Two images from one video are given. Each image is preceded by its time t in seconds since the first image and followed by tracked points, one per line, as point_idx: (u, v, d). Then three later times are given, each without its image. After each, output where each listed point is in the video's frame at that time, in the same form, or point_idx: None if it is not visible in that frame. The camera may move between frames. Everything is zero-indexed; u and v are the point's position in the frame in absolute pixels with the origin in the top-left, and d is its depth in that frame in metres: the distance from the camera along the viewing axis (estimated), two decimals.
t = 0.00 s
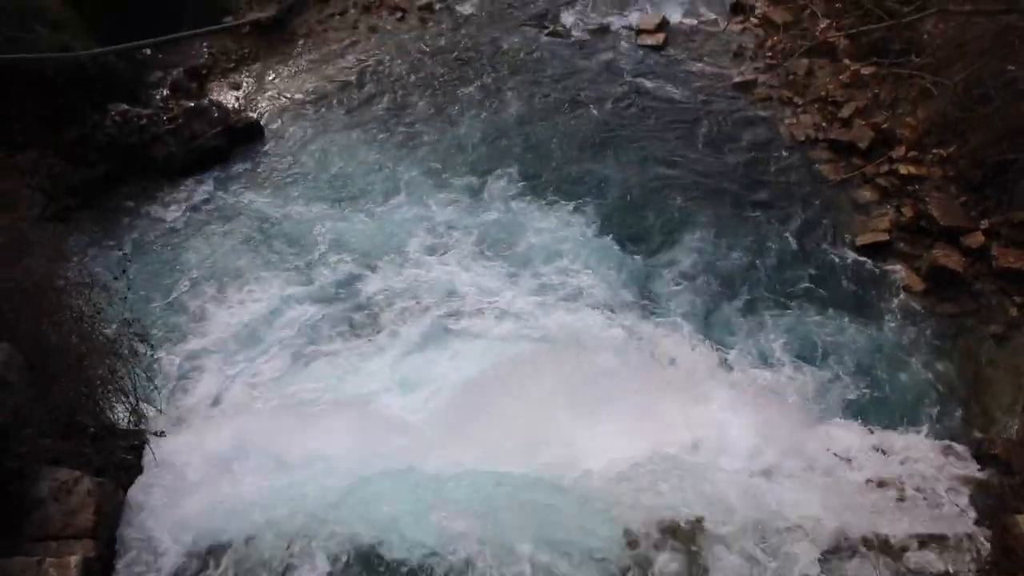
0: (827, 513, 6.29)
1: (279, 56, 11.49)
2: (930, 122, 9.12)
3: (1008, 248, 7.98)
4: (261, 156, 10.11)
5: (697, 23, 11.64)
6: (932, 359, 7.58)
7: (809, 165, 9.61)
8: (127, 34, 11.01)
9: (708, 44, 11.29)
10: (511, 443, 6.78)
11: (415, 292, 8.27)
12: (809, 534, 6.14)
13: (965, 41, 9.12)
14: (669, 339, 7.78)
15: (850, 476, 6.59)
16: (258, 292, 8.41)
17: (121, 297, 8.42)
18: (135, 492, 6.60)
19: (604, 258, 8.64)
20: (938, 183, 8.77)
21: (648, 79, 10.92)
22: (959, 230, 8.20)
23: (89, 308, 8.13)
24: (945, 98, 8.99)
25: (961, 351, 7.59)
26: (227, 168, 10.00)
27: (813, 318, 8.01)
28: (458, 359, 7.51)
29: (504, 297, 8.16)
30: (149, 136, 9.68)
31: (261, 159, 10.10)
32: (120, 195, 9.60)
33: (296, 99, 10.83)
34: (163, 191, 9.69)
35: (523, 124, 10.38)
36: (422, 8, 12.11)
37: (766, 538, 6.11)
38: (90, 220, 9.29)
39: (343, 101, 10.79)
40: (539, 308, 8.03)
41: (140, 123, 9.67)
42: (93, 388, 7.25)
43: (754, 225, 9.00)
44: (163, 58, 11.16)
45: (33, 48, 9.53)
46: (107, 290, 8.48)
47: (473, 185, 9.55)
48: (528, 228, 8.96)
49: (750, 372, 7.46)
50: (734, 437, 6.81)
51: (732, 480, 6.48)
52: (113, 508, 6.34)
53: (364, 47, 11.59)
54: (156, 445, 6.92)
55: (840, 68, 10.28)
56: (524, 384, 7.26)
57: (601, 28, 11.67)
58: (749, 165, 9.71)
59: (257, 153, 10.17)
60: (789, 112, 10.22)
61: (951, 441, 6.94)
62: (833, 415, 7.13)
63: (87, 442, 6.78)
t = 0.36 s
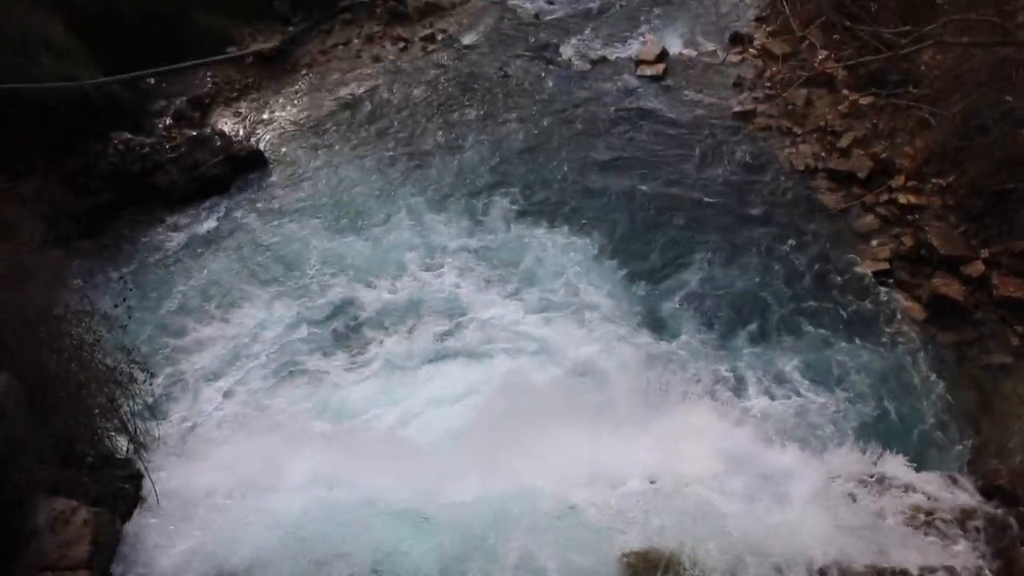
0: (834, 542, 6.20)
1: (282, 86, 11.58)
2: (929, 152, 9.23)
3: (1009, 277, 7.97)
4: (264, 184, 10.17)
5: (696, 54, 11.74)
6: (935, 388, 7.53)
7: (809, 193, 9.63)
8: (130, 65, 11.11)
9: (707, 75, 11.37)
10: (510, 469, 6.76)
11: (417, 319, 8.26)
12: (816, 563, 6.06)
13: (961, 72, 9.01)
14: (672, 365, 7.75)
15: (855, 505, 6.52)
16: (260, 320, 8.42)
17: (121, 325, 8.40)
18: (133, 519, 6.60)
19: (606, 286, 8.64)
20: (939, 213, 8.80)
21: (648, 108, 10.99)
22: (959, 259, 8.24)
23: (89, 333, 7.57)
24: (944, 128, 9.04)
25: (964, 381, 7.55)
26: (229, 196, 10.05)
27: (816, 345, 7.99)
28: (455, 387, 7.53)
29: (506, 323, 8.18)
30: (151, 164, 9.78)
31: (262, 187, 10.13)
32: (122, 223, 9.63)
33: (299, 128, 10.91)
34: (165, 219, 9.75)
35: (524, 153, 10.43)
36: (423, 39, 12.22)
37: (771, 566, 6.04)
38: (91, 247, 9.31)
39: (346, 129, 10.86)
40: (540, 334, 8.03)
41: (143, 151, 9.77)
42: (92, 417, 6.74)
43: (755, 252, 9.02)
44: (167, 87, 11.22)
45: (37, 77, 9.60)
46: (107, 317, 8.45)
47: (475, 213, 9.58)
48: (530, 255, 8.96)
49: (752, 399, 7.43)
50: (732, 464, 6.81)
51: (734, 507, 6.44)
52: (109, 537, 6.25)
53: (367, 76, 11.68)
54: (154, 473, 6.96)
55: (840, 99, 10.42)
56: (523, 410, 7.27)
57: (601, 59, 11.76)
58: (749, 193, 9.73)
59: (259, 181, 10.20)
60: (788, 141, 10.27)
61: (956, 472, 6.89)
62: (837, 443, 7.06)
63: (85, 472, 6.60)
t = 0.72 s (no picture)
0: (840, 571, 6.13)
1: (284, 113, 11.66)
2: (928, 180, 9.16)
3: (1010, 306, 7.92)
4: (265, 210, 10.19)
5: (695, 83, 11.82)
6: (938, 417, 7.49)
7: (809, 222, 9.65)
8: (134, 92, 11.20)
9: (707, 104, 11.44)
10: (515, 496, 6.72)
11: (416, 345, 8.23)
12: None
13: (958, 101, 9.15)
14: (673, 391, 7.72)
15: (860, 535, 6.45)
16: (260, 345, 8.38)
17: (121, 353, 8.37)
18: (130, 545, 6.47)
19: (607, 311, 8.62)
20: (938, 240, 8.79)
21: (648, 136, 11.04)
22: (959, 286, 8.23)
23: (89, 360, 7.57)
24: (942, 157, 9.04)
25: (967, 409, 7.51)
26: (231, 223, 10.06)
27: (817, 372, 7.97)
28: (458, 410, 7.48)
29: (510, 346, 8.15)
30: (154, 192, 9.78)
31: (264, 214, 10.15)
32: (122, 250, 9.61)
33: (301, 154, 10.96)
34: (166, 246, 9.74)
35: (525, 179, 10.47)
36: (424, 67, 12.30)
37: None
38: (92, 275, 9.31)
39: (347, 156, 10.90)
40: (540, 361, 7.99)
41: (145, 178, 9.77)
42: (91, 445, 6.78)
43: (755, 279, 9.03)
44: (169, 115, 11.29)
45: (42, 104, 9.66)
46: (107, 345, 8.41)
47: (476, 239, 9.60)
48: (530, 281, 8.94)
49: (754, 426, 7.39)
50: (735, 491, 6.75)
51: (737, 535, 6.39)
52: (104, 566, 6.10)
53: (368, 104, 11.74)
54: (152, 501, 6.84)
55: (839, 126, 10.45)
56: (526, 434, 7.23)
57: (601, 87, 11.83)
58: (750, 221, 9.75)
59: (261, 208, 10.21)
60: (788, 170, 10.32)
61: (962, 501, 6.83)
62: (841, 473, 7.00)
63: (82, 500, 6.48)
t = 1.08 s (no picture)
0: None
1: (286, 143, 11.71)
2: (928, 209, 9.16)
3: (1011, 334, 7.80)
4: (267, 238, 10.19)
5: (695, 112, 11.90)
6: (941, 446, 7.43)
7: (809, 250, 9.67)
8: (138, 120, 11.21)
9: (706, 133, 11.52)
10: (517, 524, 6.64)
11: (417, 373, 8.20)
12: None
13: (955, 131, 9.24)
14: (678, 419, 7.64)
15: (863, 566, 6.36)
16: (259, 374, 8.31)
17: (121, 381, 8.29)
18: None
19: (610, 338, 8.57)
20: (938, 269, 8.76)
21: (648, 164, 11.09)
22: (960, 315, 8.19)
23: (88, 390, 7.64)
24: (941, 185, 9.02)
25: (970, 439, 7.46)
26: (233, 253, 10.03)
27: (821, 400, 7.91)
28: (459, 436, 7.43)
29: (512, 373, 8.09)
30: (155, 221, 9.83)
31: (266, 243, 10.14)
32: (123, 279, 9.61)
33: (302, 182, 11.00)
34: (166, 274, 9.74)
35: (526, 207, 10.50)
36: (426, 96, 12.38)
37: None
38: (91, 304, 9.28)
39: (349, 184, 10.95)
40: (542, 390, 7.92)
41: (146, 207, 9.82)
42: (88, 474, 6.80)
43: (757, 306, 9.02)
44: (172, 143, 11.27)
45: (47, 133, 9.79)
46: (107, 372, 8.35)
47: (477, 266, 9.60)
48: (534, 302, 9.03)
49: (758, 454, 7.32)
50: (741, 522, 6.64)
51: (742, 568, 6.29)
52: None
53: (369, 133, 11.81)
54: (148, 531, 6.73)
55: (837, 156, 10.55)
56: (528, 463, 7.16)
57: (601, 116, 11.92)
58: (750, 249, 9.76)
59: (263, 238, 10.22)
60: (788, 199, 10.36)
61: (965, 533, 6.75)
62: (844, 503, 6.91)
63: (78, 530, 6.50)
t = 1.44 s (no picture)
0: None
1: (286, 168, 11.73)
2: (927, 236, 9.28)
3: (1012, 359, 7.96)
4: (268, 264, 10.18)
5: (694, 139, 11.95)
6: (944, 471, 7.34)
7: (809, 276, 9.65)
8: (140, 149, 11.29)
9: (705, 160, 11.56)
10: (522, 553, 6.61)
11: (417, 398, 8.14)
12: None
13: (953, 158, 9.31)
14: (680, 447, 7.59)
15: None
16: (259, 401, 8.28)
17: (119, 407, 8.25)
18: None
19: (611, 364, 8.54)
20: (938, 295, 8.87)
21: (648, 192, 11.12)
22: (961, 341, 8.22)
23: (87, 416, 7.40)
24: (938, 212, 9.17)
25: (974, 464, 7.37)
26: (233, 278, 10.01)
27: (826, 429, 7.82)
28: (465, 462, 7.39)
29: (516, 399, 8.06)
30: (156, 245, 9.87)
31: (266, 267, 10.14)
32: (123, 304, 9.64)
33: (303, 209, 11.00)
34: (166, 300, 9.71)
35: (527, 233, 10.50)
36: (426, 123, 12.44)
37: None
38: (91, 329, 9.30)
39: (349, 211, 10.94)
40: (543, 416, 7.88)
41: (147, 233, 9.91)
42: (85, 502, 6.51)
43: (757, 332, 9.00)
44: (173, 169, 11.31)
45: (49, 159, 9.85)
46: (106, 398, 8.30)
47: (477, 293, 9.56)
48: (538, 323, 9.05)
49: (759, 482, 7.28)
50: (741, 549, 6.60)
51: None
52: None
53: (370, 159, 11.84)
54: (144, 560, 6.73)
55: (835, 182, 10.62)
56: (528, 492, 7.12)
57: (601, 143, 11.97)
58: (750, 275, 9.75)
59: (263, 262, 10.22)
60: (787, 225, 10.37)
61: (970, 560, 6.64)
62: (846, 531, 6.84)
63: (73, 557, 6.21)
